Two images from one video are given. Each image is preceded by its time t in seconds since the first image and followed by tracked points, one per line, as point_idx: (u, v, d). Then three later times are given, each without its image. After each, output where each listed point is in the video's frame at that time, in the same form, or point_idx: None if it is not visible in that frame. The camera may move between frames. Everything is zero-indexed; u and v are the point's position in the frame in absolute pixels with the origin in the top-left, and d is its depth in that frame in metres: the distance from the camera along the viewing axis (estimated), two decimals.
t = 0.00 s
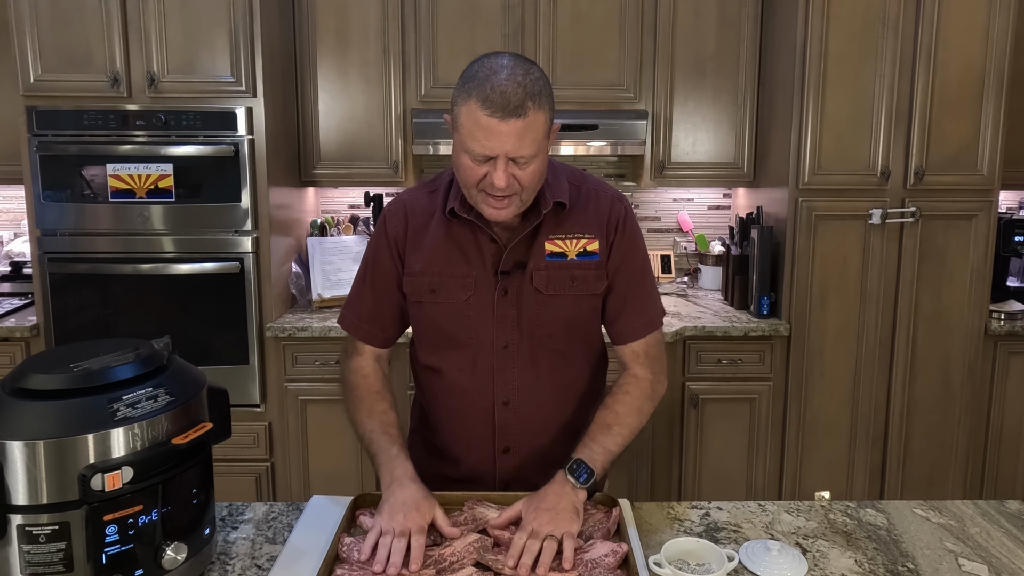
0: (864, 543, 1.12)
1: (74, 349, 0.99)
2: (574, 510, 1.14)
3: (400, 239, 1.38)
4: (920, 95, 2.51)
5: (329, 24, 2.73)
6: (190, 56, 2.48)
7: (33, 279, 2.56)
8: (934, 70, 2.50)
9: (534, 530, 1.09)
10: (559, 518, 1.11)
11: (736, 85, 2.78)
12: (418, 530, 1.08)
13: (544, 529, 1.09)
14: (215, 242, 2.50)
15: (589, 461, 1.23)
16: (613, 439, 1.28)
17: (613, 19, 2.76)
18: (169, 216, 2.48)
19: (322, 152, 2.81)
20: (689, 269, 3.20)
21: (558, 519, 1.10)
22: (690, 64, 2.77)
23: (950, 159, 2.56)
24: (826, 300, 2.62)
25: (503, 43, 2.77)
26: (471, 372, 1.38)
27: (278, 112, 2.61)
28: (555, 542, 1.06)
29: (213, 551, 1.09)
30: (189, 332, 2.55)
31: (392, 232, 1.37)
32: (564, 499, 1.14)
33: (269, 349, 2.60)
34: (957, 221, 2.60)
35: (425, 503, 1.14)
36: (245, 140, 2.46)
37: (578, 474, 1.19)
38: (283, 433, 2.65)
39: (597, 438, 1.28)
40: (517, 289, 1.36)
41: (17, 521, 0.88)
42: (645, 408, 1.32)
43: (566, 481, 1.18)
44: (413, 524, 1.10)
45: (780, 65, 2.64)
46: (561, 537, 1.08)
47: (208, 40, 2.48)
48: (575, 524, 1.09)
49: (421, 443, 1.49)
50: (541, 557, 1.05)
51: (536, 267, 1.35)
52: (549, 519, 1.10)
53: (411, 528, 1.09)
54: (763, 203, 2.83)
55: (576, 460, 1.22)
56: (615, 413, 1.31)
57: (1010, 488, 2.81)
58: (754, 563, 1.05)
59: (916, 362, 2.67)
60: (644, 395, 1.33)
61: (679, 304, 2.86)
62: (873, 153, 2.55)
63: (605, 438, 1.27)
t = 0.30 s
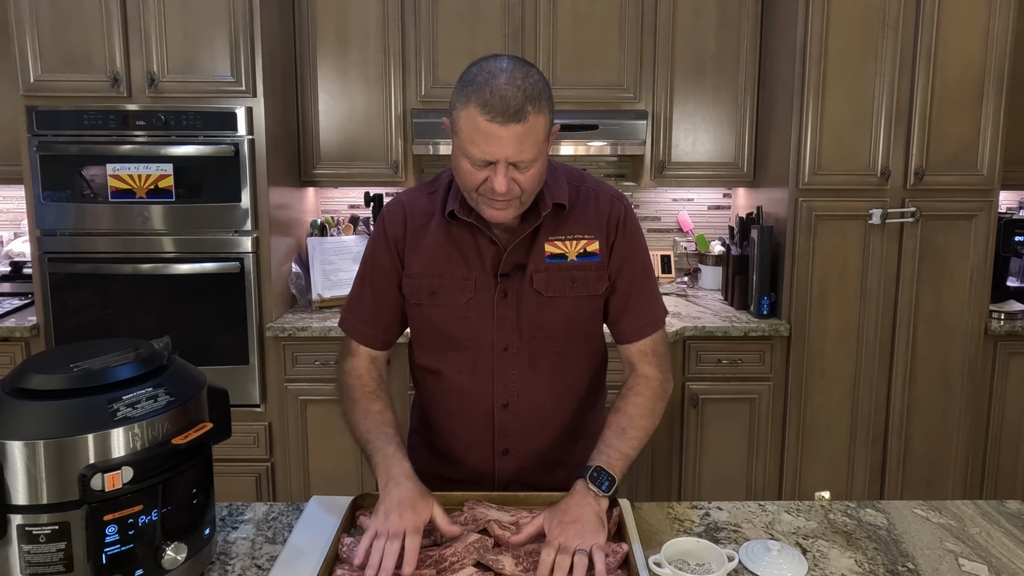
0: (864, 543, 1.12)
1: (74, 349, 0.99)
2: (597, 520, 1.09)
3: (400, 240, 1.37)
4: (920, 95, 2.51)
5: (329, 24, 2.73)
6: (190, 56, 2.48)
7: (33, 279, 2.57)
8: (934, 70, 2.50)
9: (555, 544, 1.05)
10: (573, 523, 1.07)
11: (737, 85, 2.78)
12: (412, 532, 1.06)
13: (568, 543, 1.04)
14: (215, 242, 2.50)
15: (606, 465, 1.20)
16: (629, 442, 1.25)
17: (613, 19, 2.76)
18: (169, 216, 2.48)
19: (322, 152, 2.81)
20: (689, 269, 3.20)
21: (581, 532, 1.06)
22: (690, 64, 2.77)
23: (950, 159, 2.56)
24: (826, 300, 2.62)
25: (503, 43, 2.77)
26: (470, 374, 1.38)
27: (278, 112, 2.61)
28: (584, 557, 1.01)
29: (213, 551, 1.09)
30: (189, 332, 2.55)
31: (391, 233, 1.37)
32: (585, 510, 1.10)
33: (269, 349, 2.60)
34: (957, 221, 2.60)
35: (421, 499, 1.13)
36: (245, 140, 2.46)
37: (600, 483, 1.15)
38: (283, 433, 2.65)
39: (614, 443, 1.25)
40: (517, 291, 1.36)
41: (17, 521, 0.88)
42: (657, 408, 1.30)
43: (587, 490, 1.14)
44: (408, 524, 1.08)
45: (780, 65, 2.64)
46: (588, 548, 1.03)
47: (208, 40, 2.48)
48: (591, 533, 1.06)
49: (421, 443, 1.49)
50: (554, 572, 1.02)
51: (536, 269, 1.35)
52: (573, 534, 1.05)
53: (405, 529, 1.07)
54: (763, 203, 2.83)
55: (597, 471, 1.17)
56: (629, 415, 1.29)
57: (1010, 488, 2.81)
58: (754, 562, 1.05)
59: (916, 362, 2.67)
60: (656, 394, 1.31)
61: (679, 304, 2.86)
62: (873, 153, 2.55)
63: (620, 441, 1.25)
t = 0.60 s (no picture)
0: (864, 543, 1.12)
1: (74, 349, 0.99)
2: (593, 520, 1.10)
3: (400, 243, 1.37)
4: (921, 95, 2.51)
5: (329, 24, 2.73)
6: (190, 56, 2.48)
7: (33, 279, 2.56)
8: (934, 70, 2.50)
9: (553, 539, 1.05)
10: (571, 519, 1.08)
11: (737, 85, 2.78)
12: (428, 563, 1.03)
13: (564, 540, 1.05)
14: (215, 242, 2.50)
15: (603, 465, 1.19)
16: (627, 445, 1.24)
17: (613, 19, 2.76)
18: (169, 216, 2.48)
19: (322, 152, 2.81)
20: (689, 269, 3.20)
21: (578, 528, 1.06)
22: (690, 64, 2.77)
23: (950, 160, 2.56)
24: (826, 300, 2.62)
25: (503, 43, 2.77)
26: (470, 378, 1.38)
27: (278, 112, 2.61)
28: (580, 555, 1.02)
29: (213, 550, 1.09)
30: (189, 332, 2.55)
31: (392, 235, 1.36)
32: (582, 510, 1.10)
33: (269, 349, 2.60)
34: (957, 221, 2.60)
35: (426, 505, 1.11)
36: (245, 140, 2.46)
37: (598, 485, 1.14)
38: (283, 433, 2.65)
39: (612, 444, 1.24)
40: (518, 295, 1.36)
41: (17, 521, 0.88)
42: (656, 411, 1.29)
43: (585, 491, 1.14)
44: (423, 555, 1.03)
45: (780, 65, 2.64)
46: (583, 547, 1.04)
47: (208, 40, 2.48)
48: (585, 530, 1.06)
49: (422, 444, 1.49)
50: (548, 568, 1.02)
51: (536, 272, 1.35)
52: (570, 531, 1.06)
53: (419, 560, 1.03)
54: (763, 203, 2.83)
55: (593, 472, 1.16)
56: (628, 417, 1.28)
57: (1010, 488, 2.82)
58: (754, 562, 1.05)
59: (916, 362, 2.67)
60: (656, 397, 1.30)
61: (679, 304, 2.86)
62: (873, 153, 2.55)
63: (619, 442, 1.24)
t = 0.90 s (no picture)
0: (864, 543, 1.12)
1: (73, 349, 0.99)
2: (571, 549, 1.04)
3: (403, 247, 1.35)
4: (921, 95, 2.51)
5: (329, 24, 2.74)
6: (190, 56, 2.48)
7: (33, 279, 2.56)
8: (934, 70, 2.50)
9: None
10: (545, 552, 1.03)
11: (737, 85, 2.78)
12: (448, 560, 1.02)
13: None
14: (214, 242, 2.50)
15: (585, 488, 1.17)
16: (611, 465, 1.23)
17: (613, 19, 2.76)
18: (169, 216, 2.48)
19: (323, 152, 2.81)
20: (689, 269, 3.20)
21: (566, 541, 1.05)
22: (690, 64, 2.77)
23: (950, 159, 2.56)
24: (826, 300, 2.62)
25: (503, 43, 2.77)
26: (470, 383, 1.39)
27: (278, 112, 2.61)
28: None
29: (213, 551, 1.09)
30: (189, 332, 2.55)
31: (394, 237, 1.35)
32: (560, 539, 1.05)
33: (269, 350, 2.60)
34: (957, 221, 2.60)
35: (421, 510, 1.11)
36: (245, 140, 2.46)
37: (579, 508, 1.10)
38: (283, 433, 2.65)
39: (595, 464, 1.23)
40: (518, 302, 1.36)
41: (17, 521, 0.88)
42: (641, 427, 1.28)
43: (565, 516, 1.09)
44: (441, 549, 1.03)
45: (780, 65, 2.64)
46: None
47: (208, 40, 2.48)
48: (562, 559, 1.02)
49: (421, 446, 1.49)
50: None
51: (535, 279, 1.35)
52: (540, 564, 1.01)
53: (440, 556, 1.03)
54: (763, 203, 2.83)
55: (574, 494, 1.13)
56: (613, 436, 1.27)
57: (1010, 488, 2.82)
58: (754, 562, 1.05)
59: (916, 363, 2.67)
60: (645, 407, 1.30)
61: (679, 304, 2.86)
62: (873, 153, 2.55)
63: (601, 463, 1.23)
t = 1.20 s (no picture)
0: (864, 543, 1.12)
1: (74, 349, 0.99)
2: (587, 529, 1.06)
3: (408, 249, 1.35)
4: (921, 95, 2.51)
5: (329, 24, 2.73)
6: (190, 56, 2.48)
7: (33, 278, 2.56)
8: (934, 70, 2.50)
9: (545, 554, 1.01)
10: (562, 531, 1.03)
11: (736, 85, 2.78)
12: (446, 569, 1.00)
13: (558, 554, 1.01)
14: (214, 242, 2.50)
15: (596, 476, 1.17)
16: (622, 453, 1.23)
17: (613, 19, 2.76)
18: (169, 216, 2.48)
19: (322, 152, 2.81)
20: (689, 269, 3.20)
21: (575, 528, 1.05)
22: (690, 64, 2.77)
23: (950, 159, 2.56)
24: (826, 300, 2.62)
25: (502, 43, 2.77)
26: (477, 384, 1.39)
27: (278, 112, 2.61)
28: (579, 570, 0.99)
29: (213, 551, 1.09)
30: (189, 332, 2.55)
31: (399, 240, 1.34)
32: (577, 516, 1.07)
33: (269, 349, 2.60)
34: (957, 221, 2.60)
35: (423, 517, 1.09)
36: (245, 140, 2.46)
37: (592, 490, 1.13)
38: (283, 433, 2.65)
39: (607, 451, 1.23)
40: (525, 302, 1.36)
41: (17, 521, 0.88)
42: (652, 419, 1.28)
43: (580, 496, 1.12)
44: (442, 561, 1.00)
45: (780, 65, 2.64)
46: (582, 561, 1.00)
47: (208, 40, 2.48)
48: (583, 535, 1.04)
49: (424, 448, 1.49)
50: None
51: (541, 278, 1.35)
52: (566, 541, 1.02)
53: (436, 566, 1.00)
54: (763, 203, 2.83)
55: (587, 475, 1.14)
56: (623, 424, 1.27)
57: (1010, 487, 2.81)
58: (754, 563, 1.05)
59: (916, 362, 2.67)
60: (647, 408, 1.30)
61: (679, 304, 2.86)
62: (873, 153, 2.55)
63: (612, 449, 1.23)
